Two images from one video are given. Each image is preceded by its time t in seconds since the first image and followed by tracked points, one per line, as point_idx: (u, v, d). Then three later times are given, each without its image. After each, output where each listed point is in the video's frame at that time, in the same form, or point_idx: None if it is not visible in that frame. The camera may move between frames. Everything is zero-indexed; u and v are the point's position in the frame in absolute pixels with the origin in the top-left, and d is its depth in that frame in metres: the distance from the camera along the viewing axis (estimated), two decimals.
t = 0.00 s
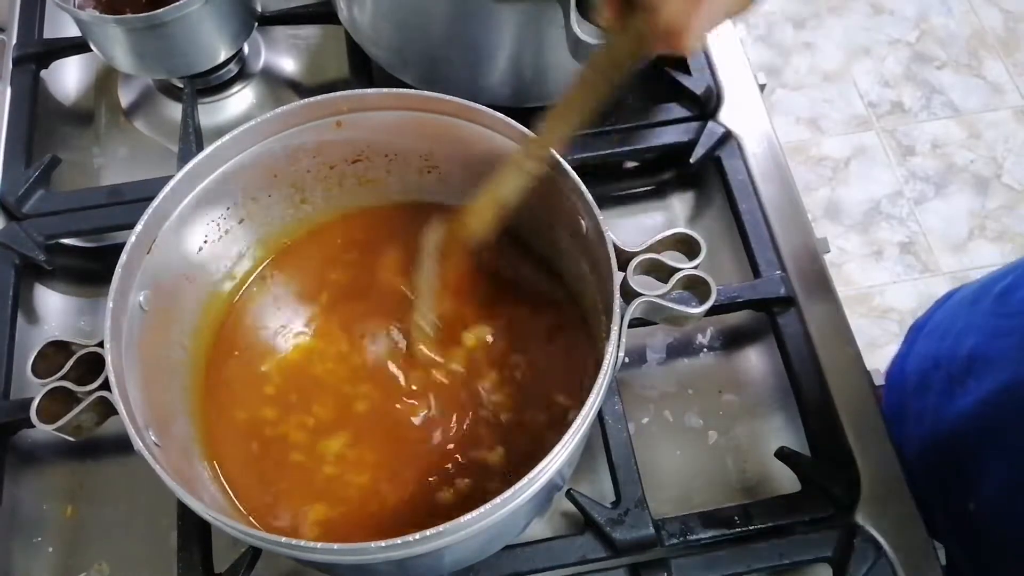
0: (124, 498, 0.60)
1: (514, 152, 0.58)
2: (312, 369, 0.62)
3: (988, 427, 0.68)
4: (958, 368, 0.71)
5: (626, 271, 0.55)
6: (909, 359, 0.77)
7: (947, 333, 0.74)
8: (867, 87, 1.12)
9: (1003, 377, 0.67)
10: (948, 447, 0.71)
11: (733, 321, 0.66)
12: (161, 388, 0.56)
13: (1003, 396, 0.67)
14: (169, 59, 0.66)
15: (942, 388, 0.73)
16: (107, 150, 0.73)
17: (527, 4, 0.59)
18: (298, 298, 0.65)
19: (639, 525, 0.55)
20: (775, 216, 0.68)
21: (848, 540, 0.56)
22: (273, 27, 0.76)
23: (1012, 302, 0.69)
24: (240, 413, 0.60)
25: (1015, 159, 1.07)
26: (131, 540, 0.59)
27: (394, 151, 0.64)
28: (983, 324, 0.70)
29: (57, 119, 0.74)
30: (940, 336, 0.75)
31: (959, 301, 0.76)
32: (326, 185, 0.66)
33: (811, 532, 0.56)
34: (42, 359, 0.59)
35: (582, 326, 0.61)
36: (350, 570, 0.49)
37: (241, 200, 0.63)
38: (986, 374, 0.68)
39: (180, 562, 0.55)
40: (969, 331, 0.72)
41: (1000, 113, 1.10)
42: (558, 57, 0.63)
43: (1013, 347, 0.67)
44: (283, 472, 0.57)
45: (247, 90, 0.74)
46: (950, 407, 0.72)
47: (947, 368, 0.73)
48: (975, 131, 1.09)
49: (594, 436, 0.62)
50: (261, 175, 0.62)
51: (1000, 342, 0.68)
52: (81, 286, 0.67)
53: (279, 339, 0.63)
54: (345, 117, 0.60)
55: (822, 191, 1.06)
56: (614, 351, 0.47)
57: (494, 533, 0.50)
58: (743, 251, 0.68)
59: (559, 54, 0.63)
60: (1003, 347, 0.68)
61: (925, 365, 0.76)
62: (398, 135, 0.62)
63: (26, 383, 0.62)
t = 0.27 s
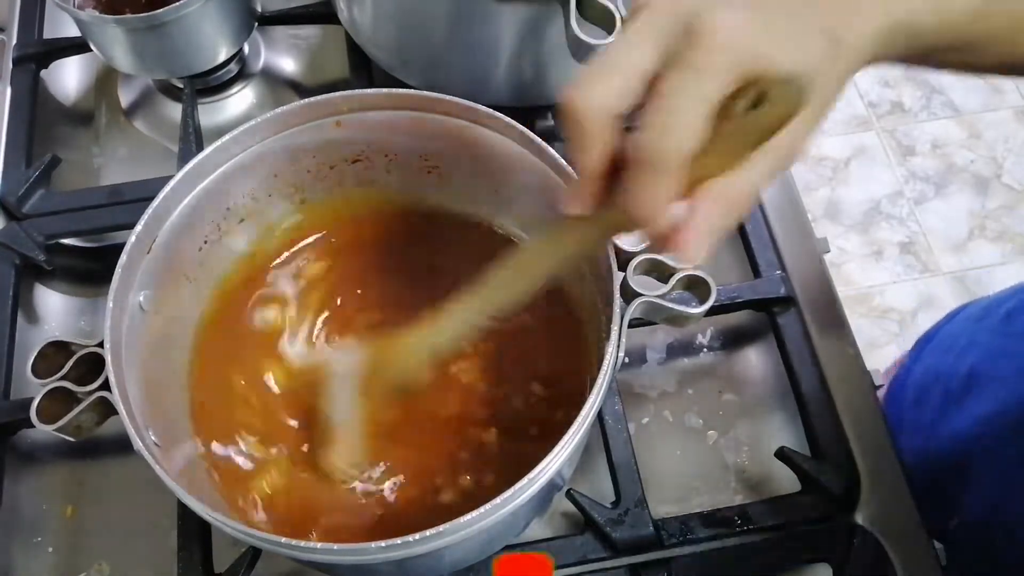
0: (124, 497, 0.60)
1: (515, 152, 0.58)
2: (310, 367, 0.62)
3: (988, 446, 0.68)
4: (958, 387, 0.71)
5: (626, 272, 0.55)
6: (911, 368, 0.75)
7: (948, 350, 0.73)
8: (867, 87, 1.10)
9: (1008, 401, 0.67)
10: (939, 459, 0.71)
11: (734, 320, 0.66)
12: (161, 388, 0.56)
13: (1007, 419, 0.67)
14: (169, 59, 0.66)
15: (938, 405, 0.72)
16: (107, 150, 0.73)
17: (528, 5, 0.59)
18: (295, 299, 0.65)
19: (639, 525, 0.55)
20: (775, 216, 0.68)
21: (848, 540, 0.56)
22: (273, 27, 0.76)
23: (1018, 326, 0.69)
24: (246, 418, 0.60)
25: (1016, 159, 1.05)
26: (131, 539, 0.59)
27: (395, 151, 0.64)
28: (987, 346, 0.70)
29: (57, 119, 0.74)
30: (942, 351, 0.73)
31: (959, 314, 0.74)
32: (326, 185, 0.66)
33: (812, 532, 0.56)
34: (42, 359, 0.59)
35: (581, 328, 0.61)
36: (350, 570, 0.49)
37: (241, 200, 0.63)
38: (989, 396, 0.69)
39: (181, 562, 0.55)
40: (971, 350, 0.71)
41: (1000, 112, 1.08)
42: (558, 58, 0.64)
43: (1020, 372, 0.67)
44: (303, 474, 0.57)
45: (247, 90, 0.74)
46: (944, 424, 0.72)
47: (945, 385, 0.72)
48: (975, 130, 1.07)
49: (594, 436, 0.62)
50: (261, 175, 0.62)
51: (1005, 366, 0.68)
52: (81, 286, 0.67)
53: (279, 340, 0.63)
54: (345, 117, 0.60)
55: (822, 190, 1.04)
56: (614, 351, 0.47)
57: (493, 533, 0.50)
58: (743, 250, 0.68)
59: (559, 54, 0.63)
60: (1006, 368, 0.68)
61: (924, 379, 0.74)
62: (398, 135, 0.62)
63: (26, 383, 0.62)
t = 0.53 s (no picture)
0: (125, 498, 0.60)
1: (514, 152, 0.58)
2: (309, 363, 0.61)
3: (993, 485, 0.63)
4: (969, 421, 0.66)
5: (626, 272, 0.55)
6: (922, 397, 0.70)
7: (956, 379, 0.69)
8: (867, 87, 1.11)
9: None
10: (941, 494, 0.65)
11: (734, 321, 0.66)
12: (161, 387, 0.56)
13: None
14: (169, 59, 0.66)
15: (946, 438, 0.67)
16: (107, 149, 0.73)
17: (528, 5, 0.59)
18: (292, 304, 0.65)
19: (639, 525, 0.55)
20: (775, 216, 0.68)
21: (848, 540, 0.56)
22: (273, 27, 0.76)
23: None
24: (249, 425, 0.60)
25: (1016, 159, 1.05)
26: (132, 539, 0.59)
27: (395, 151, 0.63)
28: (1000, 378, 0.66)
29: (57, 119, 0.74)
30: (949, 380, 0.69)
31: (968, 339, 0.70)
32: (326, 184, 0.66)
33: (811, 532, 0.56)
34: (42, 359, 0.59)
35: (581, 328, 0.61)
36: (350, 570, 0.49)
37: (241, 200, 0.63)
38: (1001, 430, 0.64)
39: (181, 562, 0.55)
40: (982, 382, 0.67)
41: (1000, 112, 1.08)
42: (558, 58, 0.64)
43: None
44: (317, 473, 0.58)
45: (247, 90, 0.74)
46: (951, 458, 0.66)
47: (957, 419, 0.67)
48: (975, 130, 1.07)
49: (593, 436, 0.62)
50: (261, 175, 0.62)
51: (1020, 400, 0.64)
52: (81, 286, 0.67)
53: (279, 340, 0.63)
54: (345, 117, 0.60)
55: (822, 191, 1.04)
56: (614, 351, 0.47)
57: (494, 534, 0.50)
58: (742, 251, 0.68)
59: (559, 54, 0.63)
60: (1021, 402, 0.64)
61: (935, 410, 0.69)
62: (398, 135, 0.62)
63: (26, 383, 0.62)
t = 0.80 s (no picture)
0: (126, 497, 0.60)
1: (514, 153, 0.58)
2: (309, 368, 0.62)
3: (1009, 506, 0.60)
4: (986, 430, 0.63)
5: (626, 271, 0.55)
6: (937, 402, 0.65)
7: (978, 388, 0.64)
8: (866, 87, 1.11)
9: None
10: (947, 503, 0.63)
11: (733, 321, 0.67)
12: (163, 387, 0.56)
13: None
14: (170, 59, 0.67)
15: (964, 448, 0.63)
16: (108, 150, 0.73)
17: (528, 6, 0.59)
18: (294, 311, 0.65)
19: (638, 524, 0.55)
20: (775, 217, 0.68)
21: (847, 540, 0.56)
22: (274, 28, 0.76)
23: None
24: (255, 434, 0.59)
25: (1015, 160, 1.05)
26: (133, 539, 0.59)
27: (395, 151, 0.64)
28: None
29: (58, 119, 0.75)
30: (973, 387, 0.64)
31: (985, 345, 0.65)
32: (327, 185, 0.67)
33: (810, 531, 0.56)
34: (44, 359, 0.59)
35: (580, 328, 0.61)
36: (351, 569, 0.49)
37: (242, 200, 0.63)
38: None
39: (182, 562, 0.56)
40: (1004, 391, 0.63)
41: (998, 113, 1.09)
42: (559, 59, 0.64)
43: None
44: (332, 473, 0.57)
45: (248, 90, 0.75)
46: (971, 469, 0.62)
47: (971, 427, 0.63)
48: (974, 131, 1.07)
49: (593, 436, 0.62)
50: (261, 175, 0.63)
51: None
52: (82, 286, 0.67)
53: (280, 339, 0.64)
54: (345, 118, 0.60)
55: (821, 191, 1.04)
56: (613, 350, 0.47)
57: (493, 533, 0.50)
58: (742, 251, 0.68)
59: (560, 55, 0.63)
60: None
61: (949, 418, 0.65)
62: (398, 136, 0.62)
63: (28, 382, 0.62)
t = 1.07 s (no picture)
0: (129, 496, 0.61)
1: (514, 153, 0.59)
2: (306, 368, 0.62)
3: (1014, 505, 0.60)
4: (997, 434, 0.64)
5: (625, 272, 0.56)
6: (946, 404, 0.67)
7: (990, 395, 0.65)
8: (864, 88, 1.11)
9: None
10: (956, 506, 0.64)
11: (732, 321, 0.67)
12: (164, 387, 0.57)
13: None
14: (172, 60, 0.67)
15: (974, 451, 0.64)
16: (110, 150, 0.74)
17: (528, 8, 0.59)
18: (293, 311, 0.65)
19: (638, 523, 0.56)
20: (773, 218, 0.68)
21: (845, 538, 0.56)
22: (275, 29, 0.77)
23: None
24: (259, 434, 0.60)
25: (1012, 160, 1.06)
26: (135, 538, 0.59)
27: (395, 152, 0.64)
28: None
29: (60, 120, 0.75)
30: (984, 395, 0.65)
31: (996, 353, 0.67)
32: (327, 185, 0.67)
33: (808, 530, 0.57)
34: (46, 359, 0.59)
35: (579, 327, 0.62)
36: (352, 567, 0.49)
37: (243, 201, 0.63)
38: None
39: (184, 560, 0.56)
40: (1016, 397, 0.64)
41: (996, 114, 1.09)
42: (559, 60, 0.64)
43: None
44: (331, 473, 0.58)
45: (249, 91, 0.75)
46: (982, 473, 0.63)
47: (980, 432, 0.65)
48: (972, 132, 1.08)
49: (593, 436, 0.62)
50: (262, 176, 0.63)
51: None
52: (84, 286, 0.67)
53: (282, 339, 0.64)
54: (346, 119, 0.60)
55: (820, 191, 1.04)
56: (613, 349, 0.48)
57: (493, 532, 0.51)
58: (742, 252, 0.69)
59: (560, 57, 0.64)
60: None
61: (957, 420, 0.66)
62: (398, 136, 0.62)
63: (30, 382, 0.63)
